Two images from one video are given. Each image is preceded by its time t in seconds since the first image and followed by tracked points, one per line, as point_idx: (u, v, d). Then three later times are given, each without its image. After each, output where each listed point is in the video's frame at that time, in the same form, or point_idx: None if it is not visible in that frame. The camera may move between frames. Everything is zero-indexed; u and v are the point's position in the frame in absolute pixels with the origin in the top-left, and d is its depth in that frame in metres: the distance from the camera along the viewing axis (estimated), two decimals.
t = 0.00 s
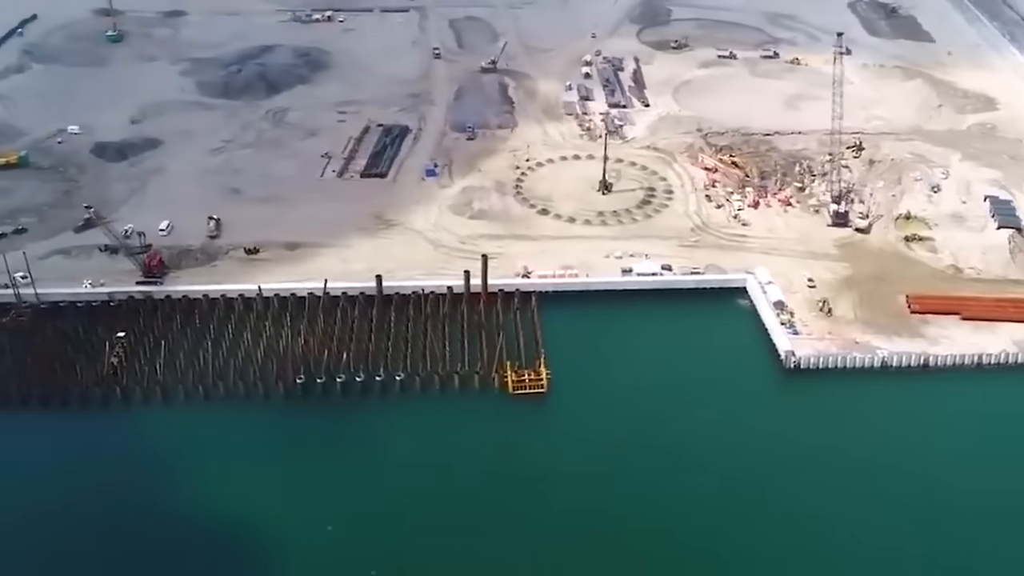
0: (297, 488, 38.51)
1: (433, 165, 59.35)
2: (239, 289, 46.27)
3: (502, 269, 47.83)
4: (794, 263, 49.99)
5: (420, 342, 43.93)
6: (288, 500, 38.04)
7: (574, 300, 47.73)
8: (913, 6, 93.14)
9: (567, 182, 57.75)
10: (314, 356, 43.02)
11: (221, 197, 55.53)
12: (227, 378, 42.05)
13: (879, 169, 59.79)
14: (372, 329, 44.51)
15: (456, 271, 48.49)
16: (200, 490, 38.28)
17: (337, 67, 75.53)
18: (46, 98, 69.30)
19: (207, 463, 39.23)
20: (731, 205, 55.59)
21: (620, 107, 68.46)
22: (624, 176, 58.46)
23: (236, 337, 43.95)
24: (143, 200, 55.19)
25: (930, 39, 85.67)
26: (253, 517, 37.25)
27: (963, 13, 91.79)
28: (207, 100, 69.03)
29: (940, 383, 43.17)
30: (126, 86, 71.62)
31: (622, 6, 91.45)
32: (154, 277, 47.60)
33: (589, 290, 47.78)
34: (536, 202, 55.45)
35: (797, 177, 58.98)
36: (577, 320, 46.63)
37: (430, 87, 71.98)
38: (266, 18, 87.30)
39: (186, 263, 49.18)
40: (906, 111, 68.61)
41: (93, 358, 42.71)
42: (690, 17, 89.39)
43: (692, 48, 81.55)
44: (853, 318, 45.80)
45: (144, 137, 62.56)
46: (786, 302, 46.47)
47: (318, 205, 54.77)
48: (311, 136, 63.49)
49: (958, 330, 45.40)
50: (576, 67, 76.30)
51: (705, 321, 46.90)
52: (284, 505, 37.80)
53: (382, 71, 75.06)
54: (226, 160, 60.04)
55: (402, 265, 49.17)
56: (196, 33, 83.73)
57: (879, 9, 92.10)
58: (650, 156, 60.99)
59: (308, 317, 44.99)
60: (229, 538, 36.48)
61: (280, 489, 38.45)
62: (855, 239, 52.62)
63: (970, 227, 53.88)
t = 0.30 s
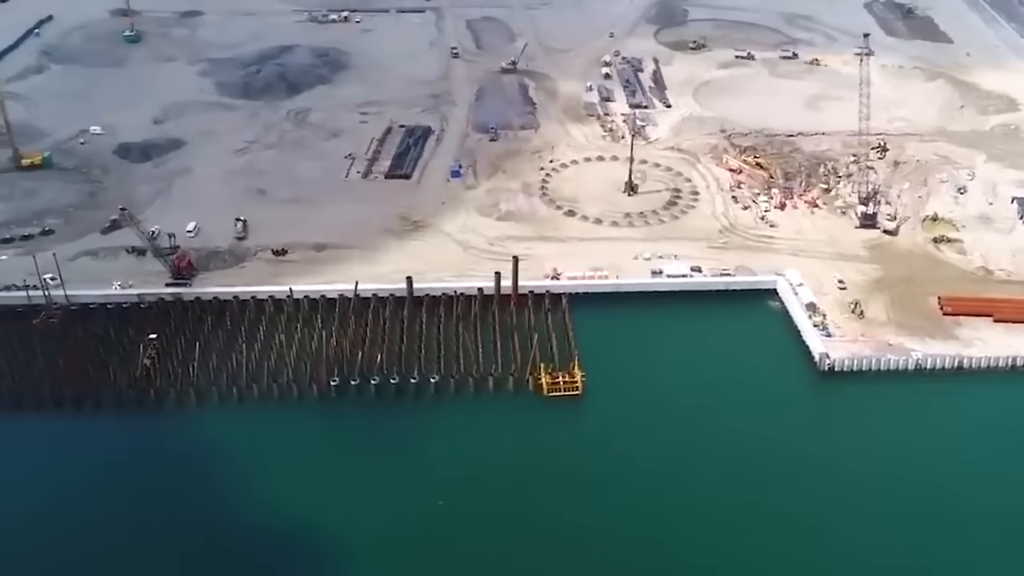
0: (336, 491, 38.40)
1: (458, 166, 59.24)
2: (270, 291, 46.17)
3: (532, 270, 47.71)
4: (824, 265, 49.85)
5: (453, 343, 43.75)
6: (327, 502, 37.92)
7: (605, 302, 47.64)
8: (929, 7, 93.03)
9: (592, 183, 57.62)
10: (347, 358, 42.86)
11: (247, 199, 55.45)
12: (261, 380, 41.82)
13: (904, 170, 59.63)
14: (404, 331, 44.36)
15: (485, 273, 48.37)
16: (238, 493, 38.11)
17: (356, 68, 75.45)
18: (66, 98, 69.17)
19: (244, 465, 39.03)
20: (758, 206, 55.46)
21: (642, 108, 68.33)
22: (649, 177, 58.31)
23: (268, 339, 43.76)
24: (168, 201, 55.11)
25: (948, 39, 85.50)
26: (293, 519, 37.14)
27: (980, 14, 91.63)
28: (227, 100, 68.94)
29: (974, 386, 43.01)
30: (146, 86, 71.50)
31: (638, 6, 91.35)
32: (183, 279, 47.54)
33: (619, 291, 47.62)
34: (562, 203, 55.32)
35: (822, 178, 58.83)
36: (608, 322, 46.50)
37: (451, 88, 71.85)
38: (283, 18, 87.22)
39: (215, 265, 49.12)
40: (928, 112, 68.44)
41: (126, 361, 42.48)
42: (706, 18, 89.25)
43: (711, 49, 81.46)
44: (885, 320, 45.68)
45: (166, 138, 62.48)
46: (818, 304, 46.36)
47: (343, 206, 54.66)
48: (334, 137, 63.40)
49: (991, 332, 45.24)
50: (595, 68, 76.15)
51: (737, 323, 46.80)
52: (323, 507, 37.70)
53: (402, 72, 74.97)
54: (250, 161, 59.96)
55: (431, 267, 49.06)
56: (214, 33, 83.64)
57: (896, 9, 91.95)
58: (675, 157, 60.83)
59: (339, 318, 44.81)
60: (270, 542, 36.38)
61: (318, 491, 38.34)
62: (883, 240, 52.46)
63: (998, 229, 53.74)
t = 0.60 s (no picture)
0: (373, 487, 38.27)
1: (482, 167, 59.12)
2: (301, 293, 46.12)
3: (562, 272, 47.60)
4: (854, 267, 49.72)
5: (485, 347, 43.84)
6: (365, 499, 37.77)
7: (635, 304, 47.57)
8: (945, 8, 92.93)
9: (617, 185, 57.45)
10: (381, 361, 43.03)
11: (272, 199, 55.28)
12: (295, 384, 41.88)
13: (929, 172, 59.50)
14: (436, 334, 44.43)
15: (515, 275, 48.22)
16: (276, 492, 37.96)
17: (375, 69, 75.33)
18: (85, 99, 68.96)
19: (281, 465, 38.94)
20: (784, 208, 55.32)
21: (663, 110, 68.21)
22: (674, 179, 58.17)
23: (300, 343, 43.82)
24: (193, 202, 54.94)
25: (966, 40, 85.37)
26: (332, 515, 37.03)
27: (996, 15, 91.50)
28: (248, 101, 68.77)
29: (1009, 389, 42.96)
30: (165, 87, 71.31)
31: (654, 8, 91.27)
32: (212, 280, 47.46)
33: (649, 293, 47.55)
34: (588, 204, 55.18)
35: (847, 179, 58.69)
36: (638, 323, 46.43)
37: (471, 89, 71.72)
38: (299, 19, 87.09)
39: (243, 266, 49.03)
40: (950, 114, 68.30)
41: (158, 364, 42.46)
42: (723, 19, 89.12)
43: (729, 50, 81.31)
44: (918, 323, 45.56)
45: (189, 139, 62.31)
46: (850, 307, 46.29)
47: (369, 207, 54.48)
48: (356, 139, 63.25)
49: None
50: (614, 69, 76.02)
51: (768, 325, 46.84)
52: (361, 504, 37.58)
53: (420, 73, 74.85)
54: (273, 163, 59.81)
55: (461, 269, 48.91)
56: (230, 34, 83.50)
57: (912, 10, 91.82)
58: (698, 159, 60.70)
59: (371, 321, 44.89)
60: (311, 538, 36.22)
61: (356, 488, 38.21)
62: (912, 242, 52.30)
63: None
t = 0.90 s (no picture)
0: (409, 484, 38.20)
1: (506, 168, 59.02)
2: (330, 294, 45.93)
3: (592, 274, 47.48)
4: (883, 269, 49.59)
5: (518, 348, 43.67)
6: (401, 497, 37.72)
7: (665, 306, 47.45)
8: (962, 8, 92.78)
9: (642, 186, 57.36)
10: (414, 363, 42.79)
11: (297, 201, 55.15)
12: (329, 386, 41.58)
13: (953, 173, 59.37)
14: (469, 335, 44.24)
15: (544, 277, 48.11)
16: (313, 492, 37.92)
17: (394, 70, 75.21)
18: (105, 99, 68.82)
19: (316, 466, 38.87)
20: (810, 209, 55.21)
21: (684, 110, 68.11)
22: (698, 180, 58.03)
23: (332, 344, 43.61)
24: (218, 203, 54.80)
25: (983, 40, 85.21)
26: (361, 515, 37.00)
27: (1013, 15, 91.34)
28: (267, 102, 68.63)
29: None
30: (184, 87, 71.16)
31: (670, 8, 91.18)
32: (241, 282, 47.36)
33: (679, 295, 47.43)
34: (614, 206, 55.06)
35: (872, 180, 58.57)
36: (664, 323, 46.42)
37: (490, 90, 71.60)
38: (315, 19, 86.96)
39: (271, 268, 48.90)
40: (971, 115, 68.17)
41: (191, 368, 42.17)
42: (739, 20, 89.00)
43: (746, 50, 81.17)
44: (949, 324, 45.43)
45: (210, 140, 62.18)
46: (881, 309, 46.19)
47: (394, 208, 54.36)
48: (377, 139, 63.13)
49: None
50: (633, 69, 75.88)
51: (799, 327, 46.70)
52: (398, 503, 37.50)
53: (439, 74, 74.73)
54: (296, 164, 59.68)
55: (489, 270, 48.80)
56: (247, 34, 83.36)
57: (929, 11, 91.66)
58: (722, 160, 60.57)
59: (403, 323, 44.71)
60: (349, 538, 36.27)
61: (392, 486, 38.15)
62: (939, 244, 52.17)
63: None
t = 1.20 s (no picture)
0: (443, 487, 38.10)
1: (530, 169, 58.90)
2: (361, 296, 45.72)
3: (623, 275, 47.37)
4: (913, 271, 49.45)
5: (551, 350, 43.54)
6: (436, 499, 37.65)
7: (697, 308, 47.33)
8: (979, 9, 92.62)
9: (668, 187, 57.26)
10: (448, 365, 42.60)
11: (323, 202, 55.03)
12: (364, 388, 41.42)
13: (979, 175, 59.20)
14: (502, 337, 44.07)
15: (574, 279, 48.00)
16: (348, 495, 37.88)
17: (413, 71, 75.09)
18: (125, 100, 68.67)
19: (351, 469, 38.83)
20: (838, 211, 55.07)
21: (706, 111, 68.02)
22: (725, 182, 57.88)
23: (364, 346, 43.47)
24: (244, 204, 54.68)
25: (1002, 42, 85.05)
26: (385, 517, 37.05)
27: None
28: (289, 103, 68.52)
29: None
30: (204, 88, 71.05)
31: (686, 9, 91.10)
32: (271, 283, 47.25)
33: (710, 297, 47.37)
34: (641, 207, 54.94)
35: (898, 182, 58.41)
36: (696, 325, 46.41)
37: (511, 91, 71.49)
38: (332, 20, 86.91)
39: (300, 269, 48.75)
40: (994, 116, 68.02)
41: (225, 371, 42.06)
42: (756, 21, 88.90)
43: (765, 51, 81.02)
44: (983, 327, 45.26)
45: (234, 141, 62.06)
46: (914, 311, 46.06)
47: (421, 210, 54.23)
48: (400, 140, 63.03)
49: None
50: (653, 70, 75.77)
51: (832, 329, 46.58)
52: (433, 504, 37.44)
53: (459, 75, 74.63)
54: (320, 164, 59.56)
55: (520, 272, 48.69)
56: (265, 35, 83.26)
57: (947, 11, 91.47)
58: (747, 161, 60.43)
59: (436, 324, 44.57)
60: (384, 540, 36.25)
61: (426, 488, 38.07)
62: (969, 247, 51.98)
63: None
